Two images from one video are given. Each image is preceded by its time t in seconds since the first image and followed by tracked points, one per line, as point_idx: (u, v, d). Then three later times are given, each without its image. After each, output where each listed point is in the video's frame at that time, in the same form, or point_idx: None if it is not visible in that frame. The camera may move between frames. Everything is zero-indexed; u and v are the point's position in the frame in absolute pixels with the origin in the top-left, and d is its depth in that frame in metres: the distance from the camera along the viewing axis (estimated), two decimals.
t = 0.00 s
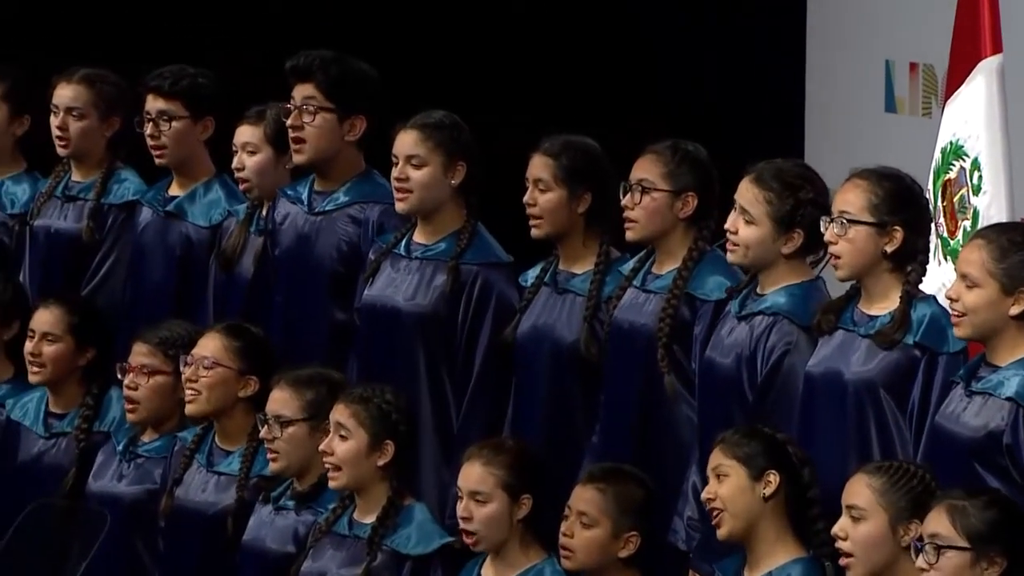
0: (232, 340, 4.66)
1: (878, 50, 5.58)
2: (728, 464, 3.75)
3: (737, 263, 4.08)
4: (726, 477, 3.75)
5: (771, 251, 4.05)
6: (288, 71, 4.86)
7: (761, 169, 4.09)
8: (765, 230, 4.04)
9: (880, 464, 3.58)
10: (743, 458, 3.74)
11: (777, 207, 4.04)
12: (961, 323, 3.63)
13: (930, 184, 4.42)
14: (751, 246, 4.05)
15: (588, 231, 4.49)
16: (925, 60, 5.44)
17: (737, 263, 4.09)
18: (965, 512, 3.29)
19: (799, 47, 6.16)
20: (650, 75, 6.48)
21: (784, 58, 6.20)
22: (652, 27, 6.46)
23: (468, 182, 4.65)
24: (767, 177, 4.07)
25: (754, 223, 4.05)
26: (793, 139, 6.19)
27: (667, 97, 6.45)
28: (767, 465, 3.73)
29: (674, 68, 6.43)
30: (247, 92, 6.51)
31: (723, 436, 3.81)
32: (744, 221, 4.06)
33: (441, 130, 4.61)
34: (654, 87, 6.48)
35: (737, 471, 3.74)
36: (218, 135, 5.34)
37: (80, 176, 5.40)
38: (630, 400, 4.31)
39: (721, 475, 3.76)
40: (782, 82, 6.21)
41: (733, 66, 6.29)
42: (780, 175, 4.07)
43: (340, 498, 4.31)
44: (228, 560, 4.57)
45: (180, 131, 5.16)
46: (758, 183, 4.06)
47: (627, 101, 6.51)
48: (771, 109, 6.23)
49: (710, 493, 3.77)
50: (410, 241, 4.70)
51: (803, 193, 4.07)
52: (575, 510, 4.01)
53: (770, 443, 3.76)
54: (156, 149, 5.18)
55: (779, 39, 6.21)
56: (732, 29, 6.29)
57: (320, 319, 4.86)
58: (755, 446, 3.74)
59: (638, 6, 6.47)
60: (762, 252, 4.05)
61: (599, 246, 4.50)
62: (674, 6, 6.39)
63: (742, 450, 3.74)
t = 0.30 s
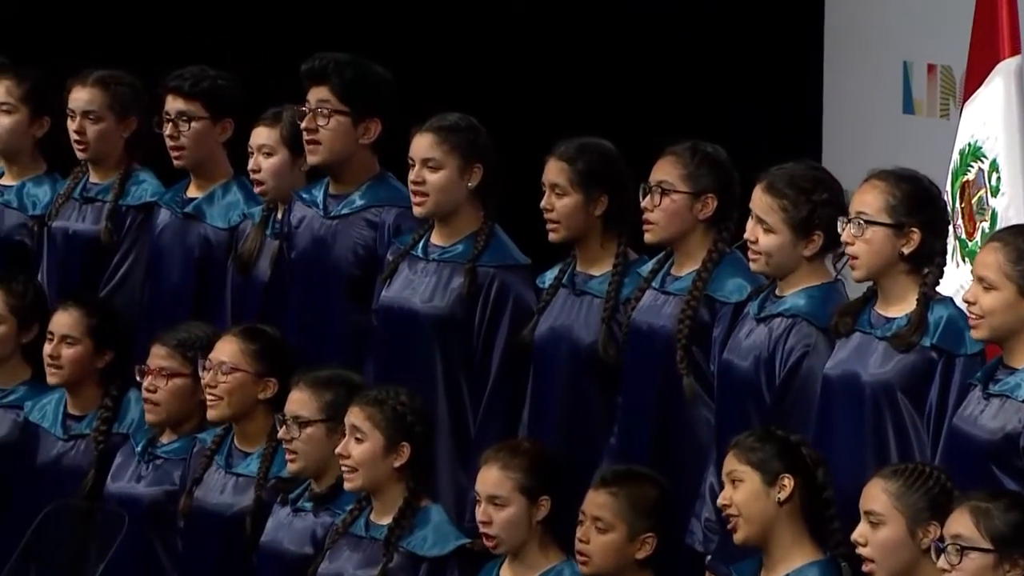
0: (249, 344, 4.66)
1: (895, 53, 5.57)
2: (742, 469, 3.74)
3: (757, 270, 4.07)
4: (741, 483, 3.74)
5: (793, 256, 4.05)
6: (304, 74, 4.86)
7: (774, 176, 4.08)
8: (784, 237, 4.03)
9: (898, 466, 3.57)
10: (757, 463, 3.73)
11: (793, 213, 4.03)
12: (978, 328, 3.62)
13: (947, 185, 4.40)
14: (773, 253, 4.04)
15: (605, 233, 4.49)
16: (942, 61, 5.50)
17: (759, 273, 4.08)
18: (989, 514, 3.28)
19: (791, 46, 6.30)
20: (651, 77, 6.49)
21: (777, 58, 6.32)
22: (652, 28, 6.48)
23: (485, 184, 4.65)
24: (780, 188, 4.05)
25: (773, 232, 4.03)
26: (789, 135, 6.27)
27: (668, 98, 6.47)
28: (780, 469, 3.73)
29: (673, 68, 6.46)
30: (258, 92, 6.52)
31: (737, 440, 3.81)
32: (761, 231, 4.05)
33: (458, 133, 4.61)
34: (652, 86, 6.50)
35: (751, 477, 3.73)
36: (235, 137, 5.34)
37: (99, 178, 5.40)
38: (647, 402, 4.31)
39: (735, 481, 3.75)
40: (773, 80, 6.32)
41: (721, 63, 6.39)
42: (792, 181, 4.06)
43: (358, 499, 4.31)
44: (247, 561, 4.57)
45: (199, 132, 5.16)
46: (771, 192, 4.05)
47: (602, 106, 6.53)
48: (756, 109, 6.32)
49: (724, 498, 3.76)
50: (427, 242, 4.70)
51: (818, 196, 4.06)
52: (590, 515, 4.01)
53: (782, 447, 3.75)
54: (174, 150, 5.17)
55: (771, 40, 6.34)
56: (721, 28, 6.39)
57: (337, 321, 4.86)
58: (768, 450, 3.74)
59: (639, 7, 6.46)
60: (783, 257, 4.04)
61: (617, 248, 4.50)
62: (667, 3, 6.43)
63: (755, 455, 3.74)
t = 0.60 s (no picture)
0: (265, 345, 4.66)
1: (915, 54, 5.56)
2: (765, 473, 3.74)
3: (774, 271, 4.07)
4: (764, 487, 3.74)
5: (810, 257, 4.04)
6: (320, 76, 4.87)
7: (790, 178, 4.07)
8: (801, 240, 4.02)
9: (917, 468, 3.57)
10: (779, 467, 3.73)
11: (810, 215, 4.02)
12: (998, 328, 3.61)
13: (968, 184, 4.41)
14: (790, 255, 4.03)
15: (625, 234, 4.48)
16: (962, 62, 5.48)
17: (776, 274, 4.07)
18: (1014, 515, 3.28)
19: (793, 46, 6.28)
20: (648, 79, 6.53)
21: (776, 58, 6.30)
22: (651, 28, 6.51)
23: (506, 185, 4.65)
24: (797, 189, 4.04)
25: (790, 234, 4.03)
26: (792, 136, 6.23)
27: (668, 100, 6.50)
28: (803, 474, 3.72)
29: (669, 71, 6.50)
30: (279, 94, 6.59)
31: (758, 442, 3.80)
32: (779, 232, 4.04)
33: (478, 134, 4.61)
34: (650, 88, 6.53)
35: (775, 482, 3.73)
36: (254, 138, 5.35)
37: (117, 179, 5.42)
38: (666, 402, 4.31)
39: (757, 485, 3.75)
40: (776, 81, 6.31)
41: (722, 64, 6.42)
42: (811, 181, 4.05)
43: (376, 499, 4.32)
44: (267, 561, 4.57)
45: (219, 132, 5.16)
46: (789, 194, 4.04)
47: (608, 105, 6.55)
48: (758, 110, 6.31)
49: (746, 502, 3.76)
50: (447, 243, 4.70)
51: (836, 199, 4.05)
52: (606, 515, 4.01)
53: (805, 451, 3.75)
54: (194, 149, 5.18)
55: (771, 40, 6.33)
56: (720, 28, 6.41)
57: (356, 321, 4.86)
58: (790, 454, 3.73)
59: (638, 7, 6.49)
60: (801, 259, 4.03)
61: (636, 250, 4.49)
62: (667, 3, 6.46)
63: (778, 459, 3.73)
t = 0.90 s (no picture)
0: (291, 344, 4.67)
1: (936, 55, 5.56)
2: (793, 474, 3.72)
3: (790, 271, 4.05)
4: (790, 487, 3.72)
5: (824, 255, 4.03)
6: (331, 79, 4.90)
7: (816, 173, 4.07)
8: (819, 235, 4.02)
9: (936, 473, 3.56)
10: (808, 470, 3.71)
11: (832, 211, 4.02)
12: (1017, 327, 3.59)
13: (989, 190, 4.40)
14: (804, 252, 4.02)
15: (645, 236, 4.48)
16: (984, 63, 5.47)
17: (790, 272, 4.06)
18: None
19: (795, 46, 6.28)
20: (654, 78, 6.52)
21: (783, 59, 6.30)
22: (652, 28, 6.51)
23: (526, 186, 4.65)
24: (820, 184, 4.05)
25: (808, 227, 4.02)
26: (792, 136, 6.29)
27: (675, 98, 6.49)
28: (830, 479, 3.71)
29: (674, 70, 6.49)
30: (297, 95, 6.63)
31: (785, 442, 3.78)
32: (797, 225, 4.04)
33: (498, 134, 4.61)
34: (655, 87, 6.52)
35: (802, 484, 3.71)
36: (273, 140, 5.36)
37: (137, 181, 5.42)
38: (687, 404, 4.30)
39: (783, 486, 3.73)
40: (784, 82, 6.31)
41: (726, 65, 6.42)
42: (832, 177, 4.06)
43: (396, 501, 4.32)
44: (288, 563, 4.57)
45: (238, 134, 5.17)
46: (812, 187, 4.04)
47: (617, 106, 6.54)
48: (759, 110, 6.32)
49: (770, 501, 3.74)
50: (468, 245, 4.70)
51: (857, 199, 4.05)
52: (627, 515, 4.00)
53: (834, 455, 3.73)
54: (213, 151, 5.19)
55: (773, 40, 6.34)
56: (720, 28, 6.42)
57: (376, 323, 4.87)
58: (818, 457, 3.72)
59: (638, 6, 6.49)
60: (815, 257, 4.02)
61: (656, 251, 4.49)
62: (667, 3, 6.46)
63: (807, 461, 3.72)
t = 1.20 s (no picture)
0: (314, 348, 4.67)
1: (961, 57, 5.53)
2: (818, 476, 3.72)
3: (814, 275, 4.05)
4: (815, 490, 3.72)
5: (847, 261, 4.03)
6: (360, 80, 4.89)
7: (831, 179, 4.08)
8: (841, 241, 4.02)
9: (961, 476, 3.55)
10: (832, 473, 3.71)
11: (850, 217, 4.02)
12: None
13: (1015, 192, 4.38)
14: (827, 259, 4.02)
15: (668, 239, 4.48)
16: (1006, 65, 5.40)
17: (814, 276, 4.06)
18: None
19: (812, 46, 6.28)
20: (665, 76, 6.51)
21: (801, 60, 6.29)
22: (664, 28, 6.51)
23: (550, 190, 4.65)
24: (836, 190, 4.04)
25: (830, 235, 4.02)
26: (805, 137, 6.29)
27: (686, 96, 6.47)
28: (855, 481, 3.71)
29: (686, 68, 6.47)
30: (314, 97, 6.66)
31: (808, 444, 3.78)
32: (818, 233, 4.04)
33: (520, 138, 4.62)
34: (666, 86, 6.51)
35: (826, 486, 3.71)
36: (297, 143, 5.37)
37: (161, 183, 5.44)
38: (710, 407, 4.30)
39: (809, 488, 3.73)
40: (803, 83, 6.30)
41: (733, 61, 6.40)
42: (850, 181, 4.06)
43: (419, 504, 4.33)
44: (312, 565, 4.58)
45: (259, 138, 5.18)
46: (828, 193, 4.05)
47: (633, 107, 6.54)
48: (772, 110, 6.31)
49: (796, 504, 3.74)
50: (492, 248, 4.70)
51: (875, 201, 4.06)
52: (651, 519, 4.01)
53: (857, 457, 3.73)
54: (235, 156, 5.20)
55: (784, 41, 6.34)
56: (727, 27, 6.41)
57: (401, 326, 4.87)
58: (842, 459, 3.72)
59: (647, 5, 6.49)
60: (839, 262, 4.03)
61: (679, 254, 4.49)
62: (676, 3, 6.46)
63: (831, 464, 3.72)
